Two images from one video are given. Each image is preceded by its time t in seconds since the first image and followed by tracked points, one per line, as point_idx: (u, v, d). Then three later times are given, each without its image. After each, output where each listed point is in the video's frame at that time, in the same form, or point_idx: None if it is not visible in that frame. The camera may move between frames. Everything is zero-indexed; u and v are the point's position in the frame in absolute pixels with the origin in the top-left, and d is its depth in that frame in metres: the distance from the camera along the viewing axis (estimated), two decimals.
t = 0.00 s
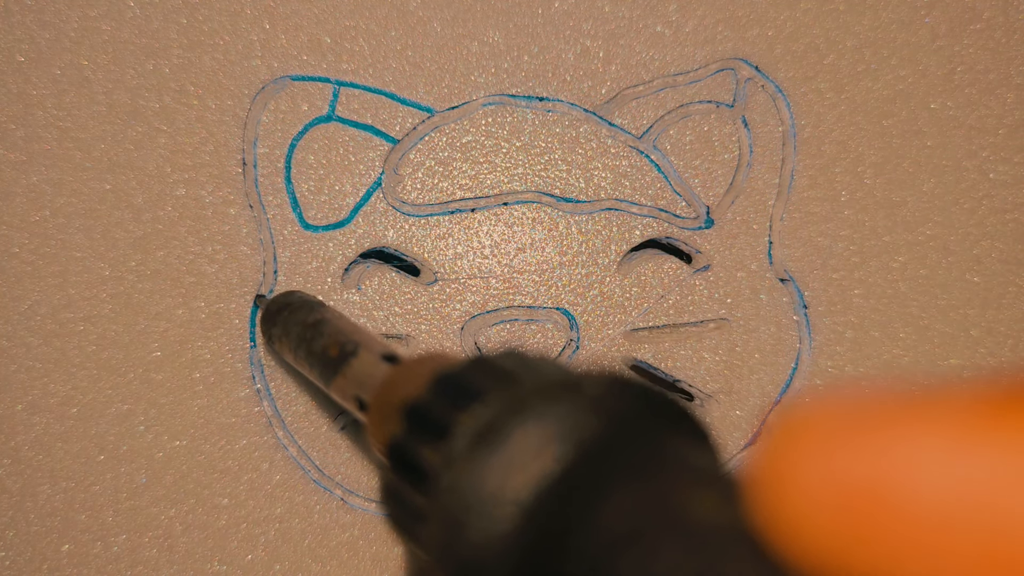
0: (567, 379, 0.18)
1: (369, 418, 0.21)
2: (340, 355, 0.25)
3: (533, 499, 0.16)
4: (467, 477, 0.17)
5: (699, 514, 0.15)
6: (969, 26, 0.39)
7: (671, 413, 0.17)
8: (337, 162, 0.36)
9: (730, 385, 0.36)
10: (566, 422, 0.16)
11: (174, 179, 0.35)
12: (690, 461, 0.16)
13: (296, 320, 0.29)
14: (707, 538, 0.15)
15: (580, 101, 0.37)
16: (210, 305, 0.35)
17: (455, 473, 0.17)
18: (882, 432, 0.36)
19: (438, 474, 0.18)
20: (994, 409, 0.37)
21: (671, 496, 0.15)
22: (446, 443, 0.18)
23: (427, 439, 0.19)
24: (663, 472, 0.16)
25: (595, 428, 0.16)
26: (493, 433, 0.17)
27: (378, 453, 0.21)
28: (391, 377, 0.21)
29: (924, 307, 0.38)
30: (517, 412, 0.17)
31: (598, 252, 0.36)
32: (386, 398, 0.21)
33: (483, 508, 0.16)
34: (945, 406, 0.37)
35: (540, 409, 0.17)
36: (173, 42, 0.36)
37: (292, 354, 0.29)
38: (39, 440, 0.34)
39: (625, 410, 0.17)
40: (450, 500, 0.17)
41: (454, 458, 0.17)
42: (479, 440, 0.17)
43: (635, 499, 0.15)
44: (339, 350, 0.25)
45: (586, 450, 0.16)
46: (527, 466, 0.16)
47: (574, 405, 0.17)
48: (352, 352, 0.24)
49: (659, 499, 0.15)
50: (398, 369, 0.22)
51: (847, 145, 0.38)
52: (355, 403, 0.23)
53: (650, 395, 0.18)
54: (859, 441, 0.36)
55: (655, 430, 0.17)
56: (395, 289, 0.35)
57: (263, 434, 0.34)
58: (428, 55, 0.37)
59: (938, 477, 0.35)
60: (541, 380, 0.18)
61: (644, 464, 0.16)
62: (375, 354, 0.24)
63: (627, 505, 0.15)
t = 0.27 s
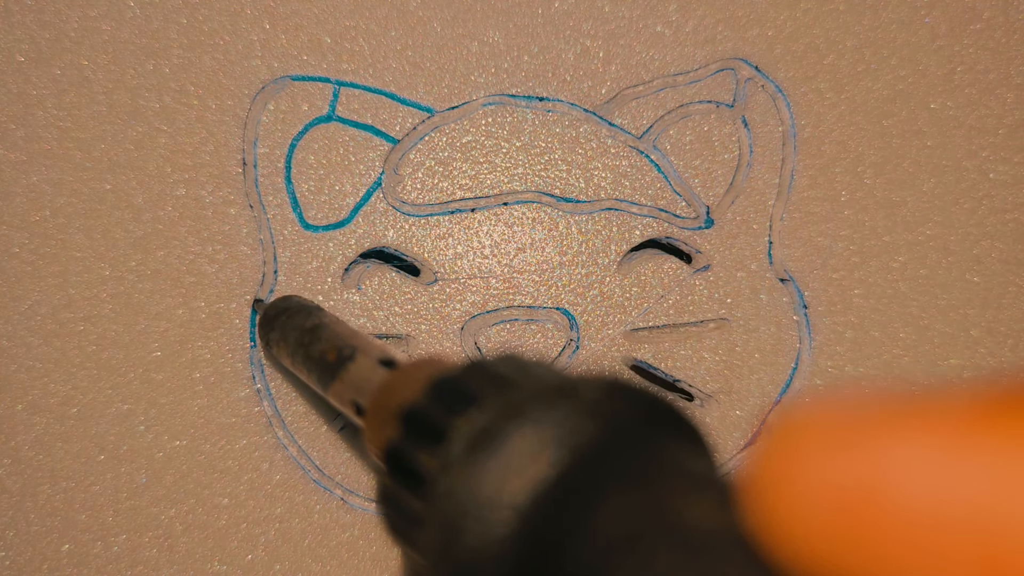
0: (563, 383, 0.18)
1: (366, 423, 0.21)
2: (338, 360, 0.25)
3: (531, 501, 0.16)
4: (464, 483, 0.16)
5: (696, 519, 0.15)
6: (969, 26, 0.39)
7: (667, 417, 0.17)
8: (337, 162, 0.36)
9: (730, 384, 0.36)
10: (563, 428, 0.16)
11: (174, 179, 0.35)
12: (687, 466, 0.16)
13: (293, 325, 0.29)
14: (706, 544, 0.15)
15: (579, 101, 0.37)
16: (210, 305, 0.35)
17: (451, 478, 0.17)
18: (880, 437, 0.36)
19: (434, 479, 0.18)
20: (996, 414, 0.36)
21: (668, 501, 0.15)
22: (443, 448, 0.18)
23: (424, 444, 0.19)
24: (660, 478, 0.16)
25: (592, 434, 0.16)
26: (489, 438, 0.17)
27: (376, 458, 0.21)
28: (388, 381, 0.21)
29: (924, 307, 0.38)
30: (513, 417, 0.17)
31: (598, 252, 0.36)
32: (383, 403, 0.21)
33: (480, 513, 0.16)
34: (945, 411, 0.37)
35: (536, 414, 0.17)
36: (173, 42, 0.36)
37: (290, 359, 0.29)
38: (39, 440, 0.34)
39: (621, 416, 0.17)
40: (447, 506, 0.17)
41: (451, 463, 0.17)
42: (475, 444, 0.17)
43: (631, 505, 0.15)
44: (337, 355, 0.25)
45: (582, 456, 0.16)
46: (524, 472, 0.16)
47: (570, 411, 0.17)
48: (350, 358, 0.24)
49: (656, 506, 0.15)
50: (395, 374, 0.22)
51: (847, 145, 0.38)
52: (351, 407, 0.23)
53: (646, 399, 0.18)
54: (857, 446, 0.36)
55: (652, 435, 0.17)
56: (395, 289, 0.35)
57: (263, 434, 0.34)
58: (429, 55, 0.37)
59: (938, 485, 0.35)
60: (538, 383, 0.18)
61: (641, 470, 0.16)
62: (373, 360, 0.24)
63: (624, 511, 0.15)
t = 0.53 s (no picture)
0: (559, 391, 0.18)
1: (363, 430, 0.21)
2: (335, 366, 0.25)
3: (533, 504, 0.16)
4: (460, 489, 0.16)
5: (689, 528, 0.15)
6: (969, 26, 0.39)
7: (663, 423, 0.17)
8: (337, 162, 0.36)
9: (730, 385, 0.36)
10: (560, 435, 0.16)
11: (174, 179, 0.35)
12: (682, 474, 0.16)
13: (291, 330, 0.29)
14: (697, 556, 0.15)
15: (579, 101, 0.37)
16: (210, 305, 0.35)
17: (447, 485, 0.17)
18: (876, 450, 0.37)
19: (430, 486, 0.18)
20: (988, 425, 0.37)
21: (662, 509, 0.15)
22: (439, 455, 0.18)
23: (420, 452, 0.19)
24: (654, 485, 0.16)
25: (587, 441, 0.16)
26: (484, 445, 0.17)
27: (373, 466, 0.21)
28: (384, 389, 0.21)
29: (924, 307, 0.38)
30: (508, 424, 0.17)
31: (598, 251, 0.36)
32: (380, 410, 0.21)
33: (476, 520, 0.16)
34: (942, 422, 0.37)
35: (533, 422, 0.17)
36: (173, 42, 0.36)
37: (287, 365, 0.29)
38: (39, 440, 0.34)
39: (617, 423, 0.17)
40: (442, 512, 0.17)
41: (446, 469, 0.17)
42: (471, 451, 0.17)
43: (626, 512, 0.15)
44: (335, 361, 0.25)
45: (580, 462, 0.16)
46: (521, 479, 0.16)
47: (566, 418, 0.17)
48: (347, 364, 0.24)
49: (649, 514, 0.15)
50: (392, 380, 0.22)
51: (848, 145, 0.38)
52: (349, 414, 0.23)
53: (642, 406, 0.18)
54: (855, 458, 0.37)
55: (648, 442, 0.16)
56: (395, 289, 0.35)
57: (263, 434, 0.34)
58: (428, 55, 0.36)
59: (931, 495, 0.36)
60: (534, 390, 0.18)
61: (635, 478, 0.16)
62: (370, 366, 0.24)
63: (618, 517, 0.15)
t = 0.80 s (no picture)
0: (561, 402, 0.18)
1: (364, 438, 0.22)
2: (336, 374, 0.25)
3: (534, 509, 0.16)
4: (459, 499, 0.16)
5: (693, 541, 0.15)
6: (969, 26, 0.39)
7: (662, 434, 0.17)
8: (337, 162, 0.36)
9: (731, 385, 0.36)
10: (560, 445, 0.16)
11: (174, 179, 0.35)
12: (684, 484, 0.16)
13: (290, 337, 0.29)
14: (702, 568, 0.15)
15: (580, 101, 0.37)
16: (210, 305, 0.35)
17: (447, 495, 0.17)
18: (883, 462, 0.36)
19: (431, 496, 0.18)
20: (992, 433, 0.37)
21: (665, 522, 0.15)
22: (440, 465, 0.18)
23: (421, 462, 0.19)
24: (656, 496, 0.16)
25: (588, 452, 0.16)
26: (484, 454, 0.17)
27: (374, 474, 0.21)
28: (384, 397, 0.22)
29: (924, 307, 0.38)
30: (509, 434, 0.17)
31: (598, 251, 0.36)
32: (381, 420, 0.21)
33: (477, 529, 0.16)
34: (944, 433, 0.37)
35: (533, 431, 0.17)
36: (173, 42, 0.36)
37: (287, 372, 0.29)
38: (39, 440, 0.34)
39: (617, 434, 0.17)
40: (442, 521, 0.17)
41: (446, 479, 0.17)
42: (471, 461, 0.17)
43: (629, 523, 0.15)
44: (336, 368, 0.25)
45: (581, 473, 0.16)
46: (522, 489, 0.16)
47: (567, 428, 0.17)
48: (348, 372, 0.24)
49: (652, 526, 0.15)
50: (393, 388, 0.22)
51: (848, 145, 0.38)
52: (349, 421, 0.23)
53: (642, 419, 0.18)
54: (861, 471, 0.36)
55: (649, 453, 0.16)
56: (395, 289, 0.35)
57: (263, 434, 0.34)
58: (428, 55, 0.36)
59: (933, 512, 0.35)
60: (535, 401, 0.18)
61: (637, 489, 0.16)
62: (371, 374, 0.24)
63: (621, 529, 0.15)
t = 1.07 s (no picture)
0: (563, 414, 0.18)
1: (366, 447, 0.22)
2: (336, 382, 0.25)
3: (538, 517, 0.16)
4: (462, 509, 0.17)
5: (699, 551, 0.15)
6: (968, 26, 0.39)
7: (660, 450, 0.18)
8: (337, 162, 0.36)
9: (731, 385, 0.36)
10: (562, 456, 0.16)
11: (174, 180, 0.35)
12: (685, 495, 0.16)
13: (291, 345, 0.29)
14: None
15: (580, 102, 0.37)
16: (210, 305, 0.35)
17: (449, 504, 0.17)
18: (885, 475, 0.35)
19: (434, 506, 0.18)
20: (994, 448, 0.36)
21: (669, 531, 0.15)
22: (442, 475, 0.18)
23: (424, 472, 0.19)
24: (660, 506, 0.16)
25: (592, 463, 0.16)
26: (487, 465, 0.17)
27: (378, 482, 0.22)
28: (385, 406, 0.22)
29: (925, 308, 0.38)
30: (511, 444, 0.17)
31: (598, 251, 0.36)
32: (382, 428, 0.21)
33: (480, 540, 0.16)
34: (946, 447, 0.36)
35: (536, 441, 0.17)
36: (173, 42, 0.36)
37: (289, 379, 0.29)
38: (39, 440, 0.34)
39: (619, 447, 0.17)
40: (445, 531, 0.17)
41: (449, 489, 0.17)
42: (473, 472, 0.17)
43: (633, 533, 0.15)
44: (336, 375, 0.25)
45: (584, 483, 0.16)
46: (526, 500, 0.16)
47: (570, 439, 0.17)
48: (348, 379, 0.24)
49: (656, 534, 0.15)
50: (394, 397, 0.22)
51: (848, 145, 0.38)
52: (352, 429, 0.23)
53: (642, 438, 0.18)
54: (865, 483, 0.35)
55: (648, 466, 0.17)
56: (395, 289, 0.35)
57: (263, 434, 0.34)
58: (428, 56, 0.37)
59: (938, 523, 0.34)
60: (536, 412, 0.18)
61: (640, 501, 0.16)
62: (371, 381, 0.24)
63: (626, 540, 0.15)
